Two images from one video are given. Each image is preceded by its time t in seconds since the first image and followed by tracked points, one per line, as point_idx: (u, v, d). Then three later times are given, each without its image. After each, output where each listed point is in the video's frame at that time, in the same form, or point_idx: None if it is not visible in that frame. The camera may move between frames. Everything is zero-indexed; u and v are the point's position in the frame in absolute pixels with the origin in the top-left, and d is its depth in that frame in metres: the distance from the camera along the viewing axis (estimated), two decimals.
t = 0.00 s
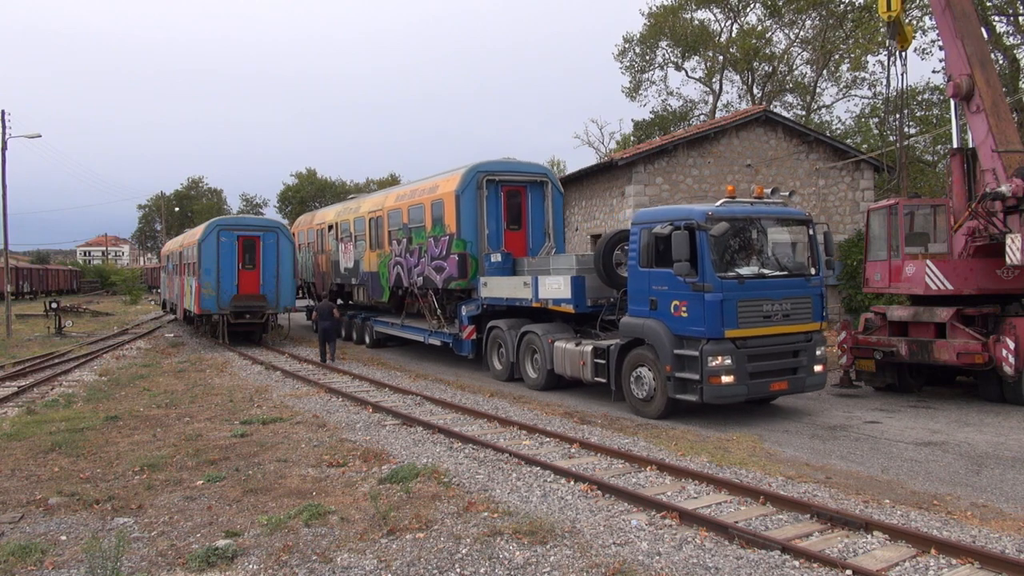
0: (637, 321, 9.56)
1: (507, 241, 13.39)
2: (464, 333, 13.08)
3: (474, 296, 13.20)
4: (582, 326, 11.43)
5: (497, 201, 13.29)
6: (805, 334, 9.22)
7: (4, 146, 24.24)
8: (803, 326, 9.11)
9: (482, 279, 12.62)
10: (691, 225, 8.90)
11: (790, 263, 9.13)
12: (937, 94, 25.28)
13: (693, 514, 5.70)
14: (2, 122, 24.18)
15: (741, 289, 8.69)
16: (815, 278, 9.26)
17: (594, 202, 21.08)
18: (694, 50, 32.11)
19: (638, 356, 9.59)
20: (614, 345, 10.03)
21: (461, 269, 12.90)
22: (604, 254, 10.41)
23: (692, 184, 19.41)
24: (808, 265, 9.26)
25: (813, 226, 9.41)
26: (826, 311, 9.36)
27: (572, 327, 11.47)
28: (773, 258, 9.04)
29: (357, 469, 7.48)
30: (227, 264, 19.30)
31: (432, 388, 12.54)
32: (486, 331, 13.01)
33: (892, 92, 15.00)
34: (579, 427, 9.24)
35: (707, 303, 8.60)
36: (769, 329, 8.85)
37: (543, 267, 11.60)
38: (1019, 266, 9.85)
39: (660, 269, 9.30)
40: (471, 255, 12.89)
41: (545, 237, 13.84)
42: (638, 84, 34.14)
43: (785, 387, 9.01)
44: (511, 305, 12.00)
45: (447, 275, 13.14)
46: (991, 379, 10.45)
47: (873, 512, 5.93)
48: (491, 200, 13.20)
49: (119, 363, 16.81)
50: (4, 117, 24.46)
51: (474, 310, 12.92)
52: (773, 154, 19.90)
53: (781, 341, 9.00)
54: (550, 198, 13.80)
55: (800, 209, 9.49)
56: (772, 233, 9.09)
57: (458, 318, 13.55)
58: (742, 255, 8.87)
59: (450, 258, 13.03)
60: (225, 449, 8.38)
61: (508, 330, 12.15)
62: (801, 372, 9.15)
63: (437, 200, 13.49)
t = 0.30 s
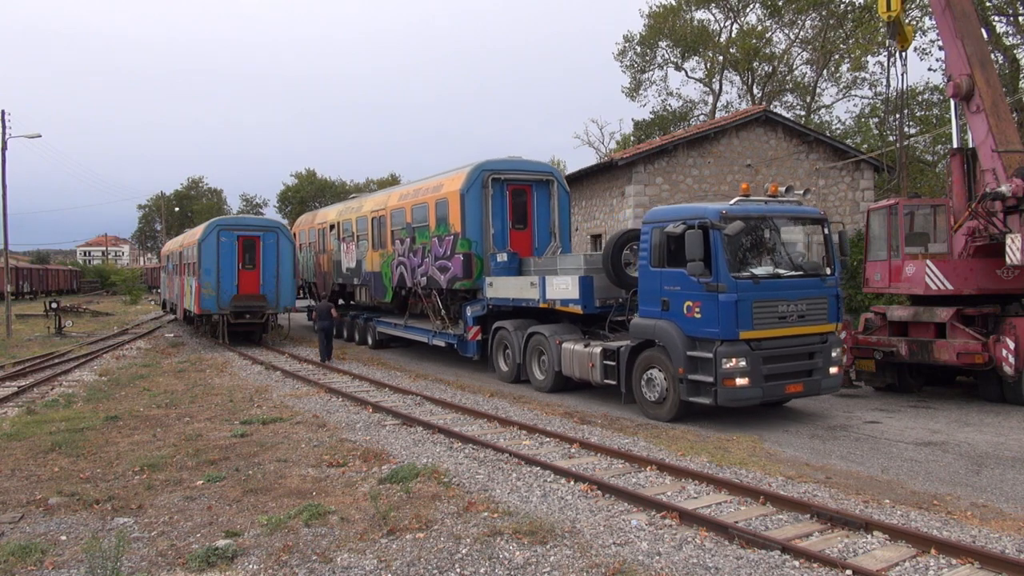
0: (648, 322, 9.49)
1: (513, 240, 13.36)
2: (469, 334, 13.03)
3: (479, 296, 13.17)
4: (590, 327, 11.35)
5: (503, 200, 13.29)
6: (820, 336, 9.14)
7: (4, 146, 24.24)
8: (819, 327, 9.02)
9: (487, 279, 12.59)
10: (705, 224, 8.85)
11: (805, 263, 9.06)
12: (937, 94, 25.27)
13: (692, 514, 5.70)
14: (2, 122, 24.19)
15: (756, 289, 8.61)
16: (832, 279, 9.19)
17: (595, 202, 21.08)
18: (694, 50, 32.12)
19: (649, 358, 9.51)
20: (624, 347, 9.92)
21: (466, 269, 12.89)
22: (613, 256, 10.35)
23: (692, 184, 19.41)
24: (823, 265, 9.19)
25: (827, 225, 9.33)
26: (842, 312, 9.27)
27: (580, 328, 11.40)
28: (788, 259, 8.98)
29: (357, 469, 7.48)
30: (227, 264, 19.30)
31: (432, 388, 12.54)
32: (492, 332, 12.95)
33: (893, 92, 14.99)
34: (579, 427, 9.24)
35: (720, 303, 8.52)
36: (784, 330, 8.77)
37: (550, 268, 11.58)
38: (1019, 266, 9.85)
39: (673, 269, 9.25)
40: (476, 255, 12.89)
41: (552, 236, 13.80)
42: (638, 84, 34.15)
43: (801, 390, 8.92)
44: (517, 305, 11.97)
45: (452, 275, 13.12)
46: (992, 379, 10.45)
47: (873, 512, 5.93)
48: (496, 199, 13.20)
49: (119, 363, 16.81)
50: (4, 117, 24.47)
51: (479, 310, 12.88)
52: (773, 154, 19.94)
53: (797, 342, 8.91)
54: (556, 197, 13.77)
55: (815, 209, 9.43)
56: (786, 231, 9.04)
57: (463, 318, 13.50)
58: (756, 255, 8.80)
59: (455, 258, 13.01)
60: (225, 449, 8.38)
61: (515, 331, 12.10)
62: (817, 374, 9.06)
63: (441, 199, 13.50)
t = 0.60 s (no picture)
0: (660, 323, 9.32)
1: (518, 240, 13.35)
2: (474, 335, 12.99)
3: (484, 296, 13.13)
4: (598, 328, 11.26)
5: (508, 199, 13.26)
6: (836, 338, 8.96)
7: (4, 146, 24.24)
8: (834, 328, 8.86)
9: (494, 279, 12.57)
10: (720, 222, 8.67)
11: (821, 263, 8.91)
12: (937, 94, 25.27)
13: (693, 514, 5.70)
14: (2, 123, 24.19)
15: (771, 289, 8.46)
16: (848, 279, 9.03)
17: (594, 202, 21.08)
18: (694, 50, 32.12)
19: (660, 358, 9.40)
20: (635, 348, 9.79)
21: (471, 269, 12.85)
22: (621, 255, 10.24)
23: (692, 184, 19.40)
24: (838, 265, 9.04)
25: (843, 224, 9.17)
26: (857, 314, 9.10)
27: (588, 329, 11.31)
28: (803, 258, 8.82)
29: (357, 469, 7.48)
30: (227, 264, 19.30)
31: (432, 388, 12.54)
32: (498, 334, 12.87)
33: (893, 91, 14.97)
34: (579, 427, 9.24)
35: (736, 304, 8.36)
36: (800, 331, 8.60)
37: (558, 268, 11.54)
38: (1019, 266, 9.85)
39: (686, 269, 9.10)
40: (482, 255, 12.86)
41: (557, 236, 13.81)
42: (638, 84, 34.13)
43: (817, 393, 8.74)
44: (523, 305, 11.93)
45: (456, 275, 13.07)
46: (992, 379, 10.44)
47: (873, 512, 5.93)
48: (502, 198, 13.18)
49: (119, 363, 16.81)
50: (4, 117, 24.47)
51: (484, 310, 12.86)
52: (773, 154, 19.95)
53: (812, 344, 8.74)
54: (562, 196, 13.77)
55: (830, 207, 9.26)
56: (801, 229, 8.87)
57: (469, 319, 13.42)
58: (772, 254, 8.65)
59: (460, 258, 12.95)
60: (225, 449, 8.38)
61: (521, 333, 12.04)
62: (833, 376, 8.86)
63: (446, 198, 13.47)
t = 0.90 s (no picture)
0: (674, 324, 9.16)
1: (524, 239, 13.34)
2: (480, 336, 12.91)
3: (490, 296, 13.08)
4: (607, 329, 11.17)
5: (515, 198, 13.25)
6: (854, 339, 8.77)
7: (4, 146, 24.24)
8: (853, 330, 8.65)
9: (499, 279, 12.43)
10: (735, 221, 8.47)
11: (840, 262, 8.67)
12: (937, 94, 25.28)
13: (693, 514, 5.70)
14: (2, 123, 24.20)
15: (788, 290, 8.25)
16: (865, 279, 8.81)
17: (594, 202, 21.08)
18: (694, 50, 32.12)
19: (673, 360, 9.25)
20: (647, 350, 9.65)
21: (476, 269, 12.83)
22: (632, 253, 10.11)
23: (692, 184, 19.40)
24: (857, 265, 8.81)
25: (861, 223, 8.94)
26: (876, 314, 8.86)
27: (597, 330, 11.21)
28: (822, 258, 8.59)
29: (357, 469, 7.48)
30: (227, 264, 19.31)
31: (432, 388, 12.54)
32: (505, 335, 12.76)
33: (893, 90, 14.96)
34: (578, 427, 9.23)
35: (752, 305, 8.16)
36: (818, 332, 8.39)
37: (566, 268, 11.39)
38: (1019, 266, 9.85)
39: (700, 268, 8.92)
40: (487, 255, 12.84)
41: (563, 235, 13.81)
42: (638, 84, 34.11)
43: (834, 395, 8.56)
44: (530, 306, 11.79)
45: (462, 275, 13.08)
46: (992, 379, 10.44)
47: (873, 512, 5.93)
48: (507, 197, 13.17)
49: (119, 363, 16.81)
50: (4, 117, 24.48)
51: (490, 311, 12.79)
52: (773, 154, 19.97)
53: (829, 346, 8.54)
54: (568, 195, 13.76)
55: (848, 205, 9.02)
56: (819, 228, 8.62)
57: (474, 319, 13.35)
58: (789, 254, 8.42)
59: (466, 257, 12.94)
60: (225, 449, 8.38)
61: (528, 334, 11.95)
62: (850, 379, 8.68)
63: (451, 197, 13.45)
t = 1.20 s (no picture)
0: (688, 325, 9.01)
1: (530, 238, 13.30)
2: (486, 337, 12.86)
3: (496, 296, 13.03)
4: (616, 331, 11.12)
5: (521, 197, 13.23)
6: (872, 341, 8.61)
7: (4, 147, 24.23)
8: (871, 331, 8.48)
9: (506, 279, 12.43)
10: (751, 220, 8.32)
11: (858, 262, 8.51)
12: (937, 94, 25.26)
13: (692, 514, 5.70)
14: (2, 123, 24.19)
15: (806, 290, 8.08)
16: (883, 279, 8.60)
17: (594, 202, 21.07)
18: (694, 50, 32.10)
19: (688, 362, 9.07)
20: (659, 352, 9.52)
21: (482, 269, 12.75)
22: (642, 252, 10.01)
23: (692, 184, 19.40)
24: (876, 265, 8.65)
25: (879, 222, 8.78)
26: (894, 315, 8.71)
27: (606, 331, 11.12)
28: (840, 258, 8.43)
29: (357, 469, 7.48)
30: (227, 264, 19.30)
31: (432, 387, 12.55)
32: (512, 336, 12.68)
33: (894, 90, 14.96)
34: (579, 427, 9.24)
35: (769, 305, 7.99)
36: (835, 333, 8.23)
37: (574, 268, 11.34)
38: (1020, 266, 9.85)
39: (715, 268, 8.78)
40: (493, 254, 12.79)
41: (570, 235, 13.77)
42: (638, 84, 34.09)
43: (852, 398, 8.39)
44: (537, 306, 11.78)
45: (467, 275, 13.02)
46: (992, 379, 10.44)
47: (873, 512, 5.92)
48: (514, 196, 13.14)
49: (119, 363, 16.81)
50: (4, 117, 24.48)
51: (495, 312, 12.74)
52: (773, 154, 20.00)
53: (848, 348, 8.38)
54: (574, 194, 13.74)
55: (867, 204, 8.86)
56: (838, 228, 8.47)
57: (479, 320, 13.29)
58: (807, 254, 8.27)
59: (470, 257, 12.88)
60: (225, 449, 8.38)
61: (536, 335, 11.86)
62: (868, 382, 8.53)
63: (456, 196, 13.41)
